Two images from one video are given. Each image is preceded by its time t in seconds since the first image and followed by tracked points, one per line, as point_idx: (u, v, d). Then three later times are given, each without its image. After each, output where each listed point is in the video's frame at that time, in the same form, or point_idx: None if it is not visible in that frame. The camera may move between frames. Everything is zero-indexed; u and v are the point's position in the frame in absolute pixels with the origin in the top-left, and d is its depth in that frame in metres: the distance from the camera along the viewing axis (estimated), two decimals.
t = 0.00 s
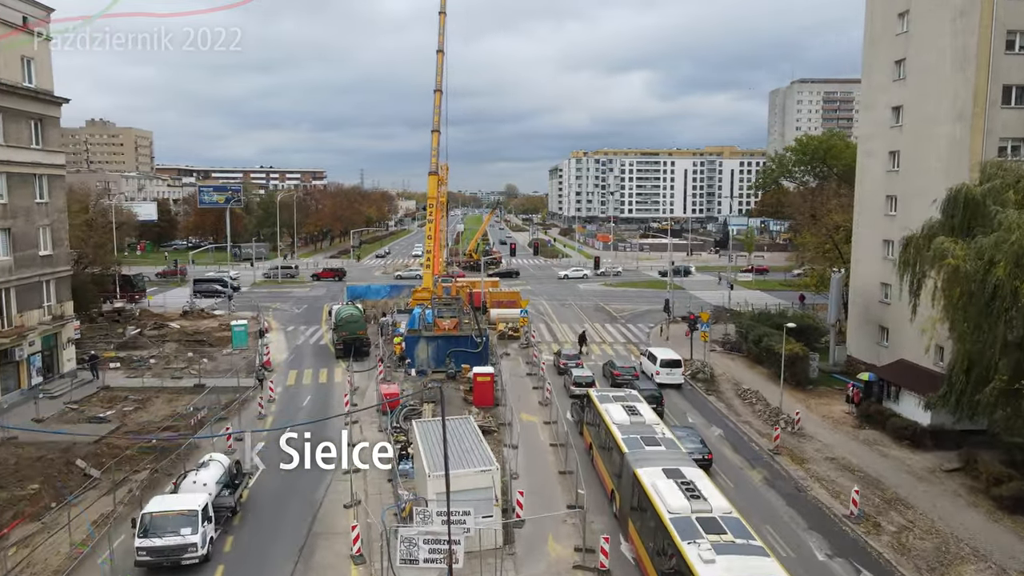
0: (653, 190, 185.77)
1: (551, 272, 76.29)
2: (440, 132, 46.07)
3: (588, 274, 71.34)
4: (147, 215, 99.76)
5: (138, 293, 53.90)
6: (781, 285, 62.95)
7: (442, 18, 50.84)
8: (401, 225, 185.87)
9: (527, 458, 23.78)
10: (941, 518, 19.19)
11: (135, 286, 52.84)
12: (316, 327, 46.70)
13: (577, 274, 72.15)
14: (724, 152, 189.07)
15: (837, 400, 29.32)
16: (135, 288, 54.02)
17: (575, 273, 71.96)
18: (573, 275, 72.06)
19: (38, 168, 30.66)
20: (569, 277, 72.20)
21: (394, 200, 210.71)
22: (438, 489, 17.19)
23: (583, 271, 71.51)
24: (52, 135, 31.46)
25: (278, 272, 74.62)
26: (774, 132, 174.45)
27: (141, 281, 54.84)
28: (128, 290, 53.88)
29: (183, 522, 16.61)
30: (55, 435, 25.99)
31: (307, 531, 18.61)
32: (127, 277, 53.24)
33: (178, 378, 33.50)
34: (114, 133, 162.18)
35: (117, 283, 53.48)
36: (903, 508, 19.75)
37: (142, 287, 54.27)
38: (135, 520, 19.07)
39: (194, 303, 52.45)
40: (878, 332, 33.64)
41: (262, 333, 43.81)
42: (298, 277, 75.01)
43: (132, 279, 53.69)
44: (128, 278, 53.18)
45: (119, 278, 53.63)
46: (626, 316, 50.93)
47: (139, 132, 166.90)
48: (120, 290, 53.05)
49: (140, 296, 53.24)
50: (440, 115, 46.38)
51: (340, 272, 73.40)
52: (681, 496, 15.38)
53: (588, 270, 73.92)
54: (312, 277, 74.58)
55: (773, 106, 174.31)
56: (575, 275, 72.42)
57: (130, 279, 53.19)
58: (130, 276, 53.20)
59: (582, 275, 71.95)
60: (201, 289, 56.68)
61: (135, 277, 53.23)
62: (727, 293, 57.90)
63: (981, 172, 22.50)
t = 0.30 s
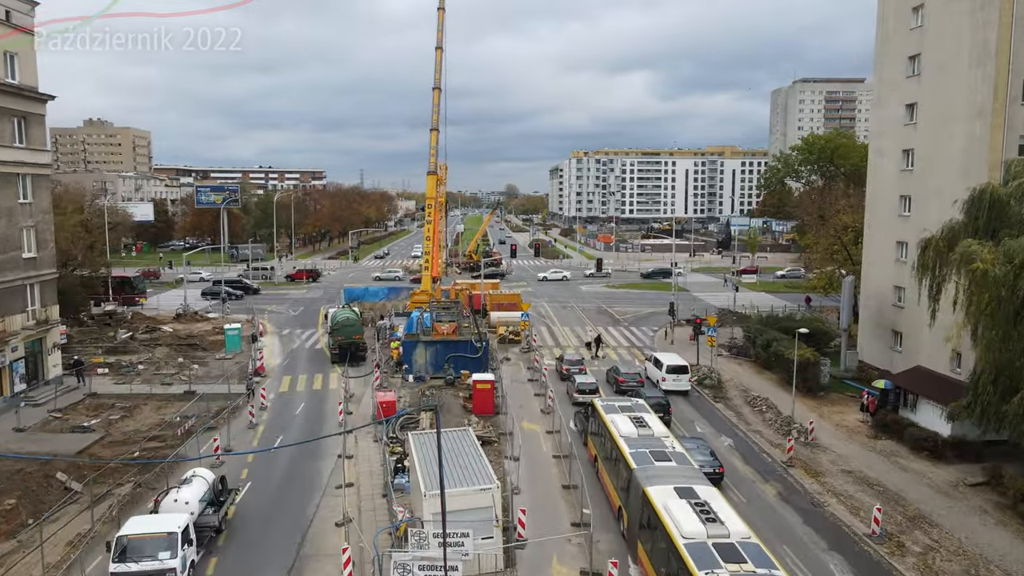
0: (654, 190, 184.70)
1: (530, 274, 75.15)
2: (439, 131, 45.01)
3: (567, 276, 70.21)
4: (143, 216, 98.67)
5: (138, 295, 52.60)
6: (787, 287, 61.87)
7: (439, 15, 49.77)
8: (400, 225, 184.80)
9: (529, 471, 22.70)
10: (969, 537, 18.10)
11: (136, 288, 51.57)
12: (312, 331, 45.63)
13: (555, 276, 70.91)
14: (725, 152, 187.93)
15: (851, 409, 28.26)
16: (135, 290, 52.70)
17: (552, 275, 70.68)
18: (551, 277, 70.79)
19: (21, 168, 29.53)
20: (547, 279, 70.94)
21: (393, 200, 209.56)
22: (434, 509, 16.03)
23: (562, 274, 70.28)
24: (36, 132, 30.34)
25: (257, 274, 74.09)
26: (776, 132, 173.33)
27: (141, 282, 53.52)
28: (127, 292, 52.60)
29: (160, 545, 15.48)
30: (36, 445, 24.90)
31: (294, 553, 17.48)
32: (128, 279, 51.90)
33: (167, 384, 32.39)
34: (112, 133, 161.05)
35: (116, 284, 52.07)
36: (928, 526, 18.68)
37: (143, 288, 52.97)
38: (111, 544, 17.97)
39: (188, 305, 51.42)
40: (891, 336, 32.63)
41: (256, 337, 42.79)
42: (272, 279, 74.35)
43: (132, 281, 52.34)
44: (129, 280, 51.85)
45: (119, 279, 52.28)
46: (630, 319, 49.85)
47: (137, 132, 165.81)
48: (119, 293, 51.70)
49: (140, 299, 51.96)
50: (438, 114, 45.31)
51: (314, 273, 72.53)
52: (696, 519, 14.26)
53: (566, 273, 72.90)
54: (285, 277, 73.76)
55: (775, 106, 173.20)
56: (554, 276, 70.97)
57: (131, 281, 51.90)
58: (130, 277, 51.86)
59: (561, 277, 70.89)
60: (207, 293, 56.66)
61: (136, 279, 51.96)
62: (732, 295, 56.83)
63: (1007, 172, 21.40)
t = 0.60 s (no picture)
0: (655, 190, 183.66)
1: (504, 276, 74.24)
2: (438, 130, 43.92)
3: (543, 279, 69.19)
4: (139, 216, 97.54)
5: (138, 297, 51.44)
6: (792, 289, 60.77)
7: (438, 12, 48.71)
8: (400, 225, 183.68)
9: (531, 484, 21.62)
10: (999, 559, 17.04)
11: (136, 290, 50.41)
12: (308, 334, 44.58)
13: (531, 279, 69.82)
14: (727, 152, 186.86)
15: (865, 417, 27.22)
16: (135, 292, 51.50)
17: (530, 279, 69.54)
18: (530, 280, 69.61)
19: (4, 167, 28.47)
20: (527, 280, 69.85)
21: (393, 200, 208.47)
22: (430, 533, 14.94)
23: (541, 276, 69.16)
24: (19, 130, 29.25)
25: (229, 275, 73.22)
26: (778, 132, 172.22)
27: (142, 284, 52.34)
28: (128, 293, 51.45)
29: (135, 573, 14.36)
30: (16, 456, 23.84)
31: None
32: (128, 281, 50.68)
33: (156, 391, 31.34)
34: (109, 132, 159.82)
35: (115, 286, 50.84)
36: (954, 547, 17.62)
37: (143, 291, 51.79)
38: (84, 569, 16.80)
39: (182, 308, 50.37)
40: (905, 341, 31.59)
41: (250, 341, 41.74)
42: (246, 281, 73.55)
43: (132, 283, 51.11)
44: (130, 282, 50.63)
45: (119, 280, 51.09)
46: (633, 322, 48.74)
47: (135, 132, 164.72)
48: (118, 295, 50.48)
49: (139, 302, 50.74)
50: (437, 112, 44.23)
51: (288, 274, 71.84)
52: (713, 547, 13.16)
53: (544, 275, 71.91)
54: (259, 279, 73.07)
55: (776, 106, 172.16)
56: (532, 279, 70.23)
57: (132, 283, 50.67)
58: (130, 279, 50.63)
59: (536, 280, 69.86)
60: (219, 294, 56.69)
61: (137, 281, 50.77)
62: (737, 298, 55.74)
63: None
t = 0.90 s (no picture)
0: (656, 190, 182.64)
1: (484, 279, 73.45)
2: (436, 129, 42.83)
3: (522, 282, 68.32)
4: (135, 217, 96.36)
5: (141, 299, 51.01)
6: (797, 291, 59.71)
7: (438, 8, 47.63)
8: (399, 225, 182.67)
9: (533, 501, 20.51)
10: None
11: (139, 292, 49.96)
12: (303, 338, 43.52)
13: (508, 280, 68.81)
14: (728, 152, 185.70)
15: (881, 427, 26.13)
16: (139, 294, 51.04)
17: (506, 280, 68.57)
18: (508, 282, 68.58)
19: None
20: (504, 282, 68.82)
21: (392, 201, 207.41)
22: (425, 560, 13.84)
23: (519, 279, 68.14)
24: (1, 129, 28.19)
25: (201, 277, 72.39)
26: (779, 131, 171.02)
27: (145, 286, 51.88)
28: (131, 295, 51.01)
29: None
30: None
31: None
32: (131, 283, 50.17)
33: (144, 398, 30.27)
34: (107, 131, 158.76)
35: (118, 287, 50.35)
36: (984, 570, 16.53)
37: (146, 293, 51.36)
38: None
39: (175, 311, 49.38)
40: (920, 347, 30.52)
41: (243, 345, 40.67)
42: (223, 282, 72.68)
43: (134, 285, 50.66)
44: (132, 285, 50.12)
45: (122, 282, 50.60)
46: (636, 325, 47.67)
47: (132, 132, 163.74)
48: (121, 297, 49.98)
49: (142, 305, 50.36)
50: (436, 110, 43.11)
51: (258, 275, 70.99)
52: None
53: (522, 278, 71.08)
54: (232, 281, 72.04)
55: (778, 105, 171.03)
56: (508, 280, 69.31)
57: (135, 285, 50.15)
58: (133, 281, 50.14)
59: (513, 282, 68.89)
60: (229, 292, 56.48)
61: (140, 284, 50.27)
62: (742, 300, 54.65)
63: None
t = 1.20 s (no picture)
0: (657, 190, 181.57)
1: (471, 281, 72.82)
2: (435, 127, 41.73)
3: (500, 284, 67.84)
4: (131, 217, 95.19)
5: (143, 302, 50.80)
6: (803, 293, 58.62)
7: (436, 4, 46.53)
8: (399, 225, 181.71)
9: (535, 518, 19.41)
10: None
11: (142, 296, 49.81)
12: (298, 342, 42.46)
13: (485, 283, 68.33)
14: (730, 152, 184.52)
15: (897, 438, 25.07)
16: (141, 296, 50.85)
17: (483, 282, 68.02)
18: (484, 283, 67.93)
19: None
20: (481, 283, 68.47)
21: (392, 201, 206.34)
22: None
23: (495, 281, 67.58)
24: None
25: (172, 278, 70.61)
26: (781, 131, 169.84)
27: (147, 288, 51.64)
28: (133, 298, 50.81)
29: None
30: None
31: None
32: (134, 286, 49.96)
33: (130, 406, 29.20)
34: (105, 131, 157.49)
35: (120, 290, 50.14)
36: None
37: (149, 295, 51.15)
38: None
39: (169, 314, 48.42)
40: (934, 352, 29.47)
41: (236, 350, 39.61)
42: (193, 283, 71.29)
43: (137, 288, 50.47)
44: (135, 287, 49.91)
45: (124, 285, 50.39)
46: (640, 328, 46.60)
47: (130, 131, 162.71)
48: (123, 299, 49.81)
49: (145, 308, 50.27)
50: (434, 108, 42.01)
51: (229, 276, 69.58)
52: None
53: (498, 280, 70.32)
54: (202, 281, 71.08)
55: (780, 105, 169.82)
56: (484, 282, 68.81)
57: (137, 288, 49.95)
58: (135, 284, 49.94)
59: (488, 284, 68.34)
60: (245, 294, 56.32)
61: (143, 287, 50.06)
62: (747, 302, 53.60)
63: None
